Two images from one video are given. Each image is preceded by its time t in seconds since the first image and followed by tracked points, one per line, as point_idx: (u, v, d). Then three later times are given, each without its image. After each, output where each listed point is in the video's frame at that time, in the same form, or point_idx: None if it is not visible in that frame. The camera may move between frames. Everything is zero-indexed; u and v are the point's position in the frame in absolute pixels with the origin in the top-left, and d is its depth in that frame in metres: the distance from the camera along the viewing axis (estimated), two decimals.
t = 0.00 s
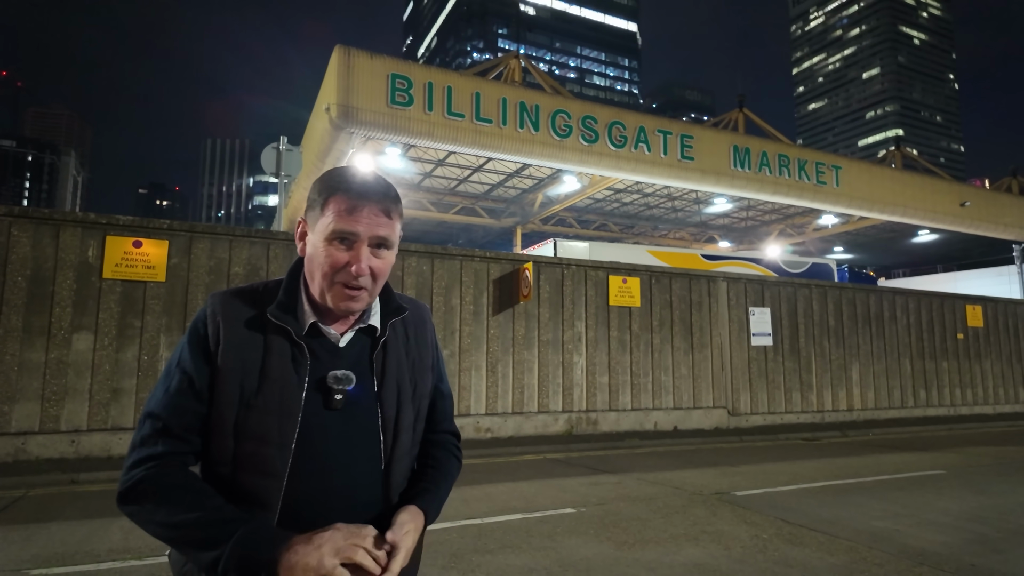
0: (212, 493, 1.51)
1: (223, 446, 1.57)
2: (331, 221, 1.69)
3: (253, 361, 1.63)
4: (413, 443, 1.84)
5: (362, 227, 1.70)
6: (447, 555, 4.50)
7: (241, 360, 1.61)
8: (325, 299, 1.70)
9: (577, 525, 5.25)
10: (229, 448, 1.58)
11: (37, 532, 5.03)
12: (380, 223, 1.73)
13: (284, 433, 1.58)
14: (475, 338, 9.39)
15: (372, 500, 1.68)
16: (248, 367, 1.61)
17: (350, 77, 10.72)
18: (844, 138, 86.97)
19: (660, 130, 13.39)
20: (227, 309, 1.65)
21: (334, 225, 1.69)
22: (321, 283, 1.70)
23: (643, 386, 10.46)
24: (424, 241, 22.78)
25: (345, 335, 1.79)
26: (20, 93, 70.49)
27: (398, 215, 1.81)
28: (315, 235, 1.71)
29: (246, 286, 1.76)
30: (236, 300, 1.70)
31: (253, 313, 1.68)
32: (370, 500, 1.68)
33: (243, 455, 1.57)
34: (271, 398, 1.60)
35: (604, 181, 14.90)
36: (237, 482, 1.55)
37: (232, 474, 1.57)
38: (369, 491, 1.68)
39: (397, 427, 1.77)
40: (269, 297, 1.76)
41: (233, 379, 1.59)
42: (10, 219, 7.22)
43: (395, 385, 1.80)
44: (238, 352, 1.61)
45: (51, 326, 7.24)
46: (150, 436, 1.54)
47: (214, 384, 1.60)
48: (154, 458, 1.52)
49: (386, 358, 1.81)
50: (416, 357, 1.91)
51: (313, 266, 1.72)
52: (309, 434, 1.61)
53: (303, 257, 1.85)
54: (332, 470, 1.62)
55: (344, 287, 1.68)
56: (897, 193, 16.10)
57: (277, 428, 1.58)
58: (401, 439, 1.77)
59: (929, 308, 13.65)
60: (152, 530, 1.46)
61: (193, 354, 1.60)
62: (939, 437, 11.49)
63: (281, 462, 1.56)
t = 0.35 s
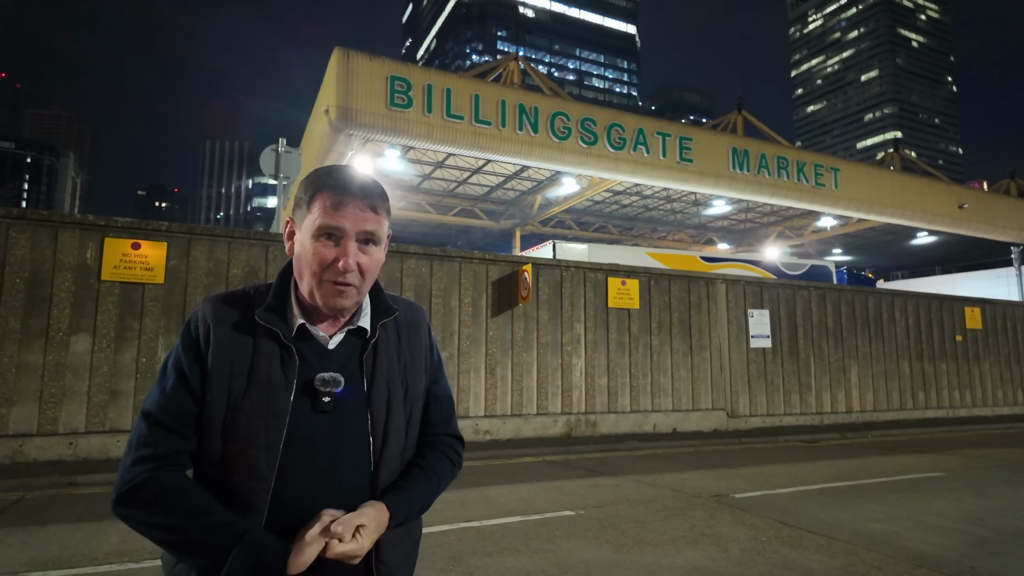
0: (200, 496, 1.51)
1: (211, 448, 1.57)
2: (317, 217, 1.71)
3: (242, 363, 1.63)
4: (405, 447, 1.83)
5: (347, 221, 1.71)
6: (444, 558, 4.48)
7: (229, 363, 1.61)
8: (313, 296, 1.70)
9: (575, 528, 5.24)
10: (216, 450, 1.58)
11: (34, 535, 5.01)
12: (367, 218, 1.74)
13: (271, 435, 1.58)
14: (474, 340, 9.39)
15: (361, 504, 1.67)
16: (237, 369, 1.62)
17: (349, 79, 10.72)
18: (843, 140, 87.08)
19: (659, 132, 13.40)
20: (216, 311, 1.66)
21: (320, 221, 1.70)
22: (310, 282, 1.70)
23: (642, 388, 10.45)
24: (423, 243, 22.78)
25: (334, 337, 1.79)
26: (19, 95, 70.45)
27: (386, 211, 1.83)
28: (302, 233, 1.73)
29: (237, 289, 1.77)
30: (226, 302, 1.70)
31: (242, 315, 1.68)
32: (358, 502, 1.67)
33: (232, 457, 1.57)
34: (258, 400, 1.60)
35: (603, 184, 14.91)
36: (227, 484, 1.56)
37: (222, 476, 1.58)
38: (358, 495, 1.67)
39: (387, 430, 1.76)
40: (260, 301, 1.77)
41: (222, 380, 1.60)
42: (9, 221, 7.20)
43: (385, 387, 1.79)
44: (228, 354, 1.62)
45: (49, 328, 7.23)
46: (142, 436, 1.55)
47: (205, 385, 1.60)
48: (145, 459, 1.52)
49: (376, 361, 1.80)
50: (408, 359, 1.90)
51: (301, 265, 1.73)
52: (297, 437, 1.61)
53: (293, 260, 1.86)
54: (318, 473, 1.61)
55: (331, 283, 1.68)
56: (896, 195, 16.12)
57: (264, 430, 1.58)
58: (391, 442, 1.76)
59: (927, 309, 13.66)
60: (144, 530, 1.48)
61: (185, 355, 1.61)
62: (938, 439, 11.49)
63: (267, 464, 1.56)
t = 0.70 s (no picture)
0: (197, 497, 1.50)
1: (210, 450, 1.57)
2: (307, 212, 1.71)
3: (236, 363, 1.62)
4: (403, 445, 1.83)
5: (337, 213, 1.72)
6: (443, 560, 4.47)
7: (225, 363, 1.61)
8: (309, 290, 1.70)
9: (575, 530, 5.23)
10: (215, 451, 1.58)
11: (31, 538, 4.99)
12: (357, 209, 1.75)
13: (268, 433, 1.58)
14: (473, 342, 9.38)
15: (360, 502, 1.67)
16: (231, 369, 1.61)
17: (349, 81, 10.73)
18: (842, 142, 87.19)
19: (658, 135, 13.43)
20: (209, 314, 1.66)
21: (310, 215, 1.71)
22: (305, 278, 1.70)
23: (642, 390, 10.45)
24: (422, 244, 22.78)
25: (329, 336, 1.78)
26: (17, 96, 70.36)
27: (374, 202, 1.83)
28: (292, 229, 1.73)
29: (231, 291, 1.77)
30: (219, 304, 1.70)
31: (235, 315, 1.68)
32: (356, 501, 1.66)
33: (230, 458, 1.57)
34: (254, 400, 1.60)
35: (602, 185, 14.92)
36: (227, 485, 1.56)
37: (221, 477, 1.58)
38: (356, 493, 1.67)
39: (384, 429, 1.76)
40: (254, 301, 1.77)
41: (217, 381, 1.59)
42: (7, 223, 7.19)
43: (381, 386, 1.79)
44: (223, 355, 1.61)
45: (47, 330, 7.21)
46: (141, 441, 1.55)
47: (200, 387, 1.60)
48: (145, 462, 1.51)
49: (371, 359, 1.80)
50: (405, 358, 1.90)
51: (294, 261, 1.73)
52: (294, 436, 1.61)
53: (285, 258, 1.86)
54: (316, 471, 1.61)
55: (326, 275, 1.69)
56: (895, 197, 16.13)
57: (261, 430, 1.58)
58: (389, 440, 1.75)
59: (926, 312, 13.66)
60: (149, 533, 1.48)
61: (179, 358, 1.61)
62: (938, 442, 11.48)
63: (265, 463, 1.56)
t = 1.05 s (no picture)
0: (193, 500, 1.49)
1: (204, 454, 1.57)
2: (300, 220, 1.70)
3: (231, 366, 1.62)
4: (398, 447, 1.82)
5: (331, 222, 1.70)
6: (442, 562, 4.46)
7: (218, 368, 1.61)
8: (305, 298, 1.71)
9: (574, 532, 5.22)
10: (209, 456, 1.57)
11: (29, 540, 4.97)
12: (351, 216, 1.74)
13: (262, 437, 1.57)
14: (472, 344, 9.37)
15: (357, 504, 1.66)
16: (226, 373, 1.61)
17: (349, 83, 10.73)
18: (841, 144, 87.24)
19: (657, 137, 13.44)
20: (202, 317, 1.66)
21: (303, 224, 1.70)
22: (300, 286, 1.70)
23: (641, 392, 10.44)
24: (421, 246, 22.78)
25: (324, 338, 1.78)
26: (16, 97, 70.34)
27: (368, 207, 1.82)
28: (286, 237, 1.72)
29: (225, 294, 1.77)
30: (212, 308, 1.70)
31: (229, 319, 1.68)
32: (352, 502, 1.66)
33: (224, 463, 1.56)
34: (248, 404, 1.59)
35: (602, 187, 14.92)
36: (222, 489, 1.55)
37: (215, 481, 1.57)
38: (352, 494, 1.66)
39: (380, 431, 1.75)
40: (248, 304, 1.76)
41: (211, 385, 1.59)
42: (6, 225, 7.18)
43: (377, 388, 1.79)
44: (216, 359, 1.61)
45: (46, 332, 7.20)
46: (135, 446, 1.55)
47: (195, 392, 1.59)
48: (140, 467, 1.51)
49: (367, 361, 1.80)
50: (400, 359, 1.90)
51: (289, 268, 1.73)
52: (289, 439, 1.60)
53: (278, 262, 1.85)
54: (311, 472, 1.61)
55: (321, 283, 1.69)
56: (894, 199, 16.14)
57: (255, 434, 1.57)
58: (384, 442, 1.75)
59: (926, 313, 13.65)
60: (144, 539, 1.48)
61: (172, 362, 1.60)
62: (938, 443, 11.47)
63: (260, 467, 1.55)
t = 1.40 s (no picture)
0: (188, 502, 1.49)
1: (198, 455, 1.56)
2: (297, 221, 1.70)
3: (226, 367, 1.62)
4: (394, 449, 1.82)
5: (328, 222, 1.71)
6: (441, 563, 4.46)
7: (213, 368, 1.61)
8: (301, 298, 1.70)
9: (574, 534, 5.22)
10: (203, 457, 1.57)
11: (27, 541, 4.97)
12: (347, 216, 1.74)
13: (256, 438, 1.56)
14: (472, 345, 9.37)
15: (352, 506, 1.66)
16: (221, 374, 1.61)
17: (348, 84, 10.73)
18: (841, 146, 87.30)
19: (657, 138, 13.45)
20: (198, 318, 1.66)
21: (300, 224, 1.70)
22: (297, 286, 1.70)
23: (641, 393, 10.44)
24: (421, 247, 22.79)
25: (320, 339, 1.78)
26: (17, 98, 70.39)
27: (364, 207, 1.82)
28: (282, 237, 1.72)
29: (220, 294, 1.77)
30: (207, 308, 1.70)
31: (224, 320, 1.68)
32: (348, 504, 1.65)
33: (219, 464, 1.55)
34: (243, 404, 1.59)
35: (601, 188, 14.93)
36: (216, 491, 1.54)
37: (209, 482, 1.56)
38: (348, 496, 1.66)
39: (375, 433, 1.75)
40: (243, 305, 1.76)
41: (205, 385, 1.59)
42: (5, 226, 7.18)
43: (372, 389, 1.78)
44: (210, 360, 1.61)
45: (46, 333, 7.20)
46: (128, 447, 1.54)
47: (189, 392, 1.59)
48: (134, 468, 1.51)
49: (362, 362, 1.80)
50: (396, 360, 1.90)
51: (285, 268, 1.73)
52: (284, 440, 1.60)
53: (274, 264, 1.84)
54: (307, 474, 1.60)
55: (319, 283, 1.69)
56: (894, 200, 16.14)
57: (249, 435, 1.56)
58: (380, 443, 1.75)
59: (926, 315, 13.65)
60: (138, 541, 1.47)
61: (167, 363, 1.60)
62: (938, 445, 11.47)
63: (254, 468, 1.54)
